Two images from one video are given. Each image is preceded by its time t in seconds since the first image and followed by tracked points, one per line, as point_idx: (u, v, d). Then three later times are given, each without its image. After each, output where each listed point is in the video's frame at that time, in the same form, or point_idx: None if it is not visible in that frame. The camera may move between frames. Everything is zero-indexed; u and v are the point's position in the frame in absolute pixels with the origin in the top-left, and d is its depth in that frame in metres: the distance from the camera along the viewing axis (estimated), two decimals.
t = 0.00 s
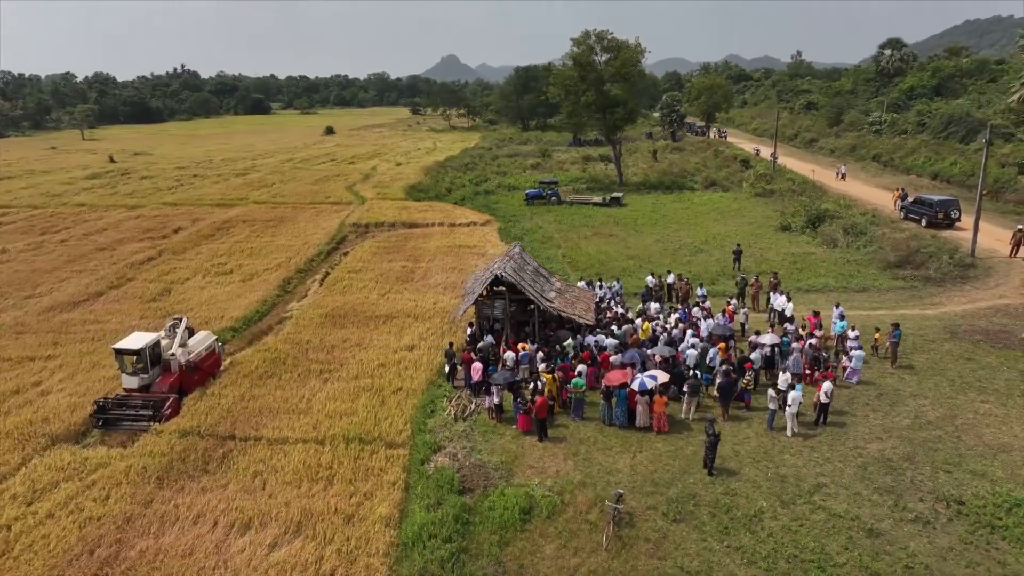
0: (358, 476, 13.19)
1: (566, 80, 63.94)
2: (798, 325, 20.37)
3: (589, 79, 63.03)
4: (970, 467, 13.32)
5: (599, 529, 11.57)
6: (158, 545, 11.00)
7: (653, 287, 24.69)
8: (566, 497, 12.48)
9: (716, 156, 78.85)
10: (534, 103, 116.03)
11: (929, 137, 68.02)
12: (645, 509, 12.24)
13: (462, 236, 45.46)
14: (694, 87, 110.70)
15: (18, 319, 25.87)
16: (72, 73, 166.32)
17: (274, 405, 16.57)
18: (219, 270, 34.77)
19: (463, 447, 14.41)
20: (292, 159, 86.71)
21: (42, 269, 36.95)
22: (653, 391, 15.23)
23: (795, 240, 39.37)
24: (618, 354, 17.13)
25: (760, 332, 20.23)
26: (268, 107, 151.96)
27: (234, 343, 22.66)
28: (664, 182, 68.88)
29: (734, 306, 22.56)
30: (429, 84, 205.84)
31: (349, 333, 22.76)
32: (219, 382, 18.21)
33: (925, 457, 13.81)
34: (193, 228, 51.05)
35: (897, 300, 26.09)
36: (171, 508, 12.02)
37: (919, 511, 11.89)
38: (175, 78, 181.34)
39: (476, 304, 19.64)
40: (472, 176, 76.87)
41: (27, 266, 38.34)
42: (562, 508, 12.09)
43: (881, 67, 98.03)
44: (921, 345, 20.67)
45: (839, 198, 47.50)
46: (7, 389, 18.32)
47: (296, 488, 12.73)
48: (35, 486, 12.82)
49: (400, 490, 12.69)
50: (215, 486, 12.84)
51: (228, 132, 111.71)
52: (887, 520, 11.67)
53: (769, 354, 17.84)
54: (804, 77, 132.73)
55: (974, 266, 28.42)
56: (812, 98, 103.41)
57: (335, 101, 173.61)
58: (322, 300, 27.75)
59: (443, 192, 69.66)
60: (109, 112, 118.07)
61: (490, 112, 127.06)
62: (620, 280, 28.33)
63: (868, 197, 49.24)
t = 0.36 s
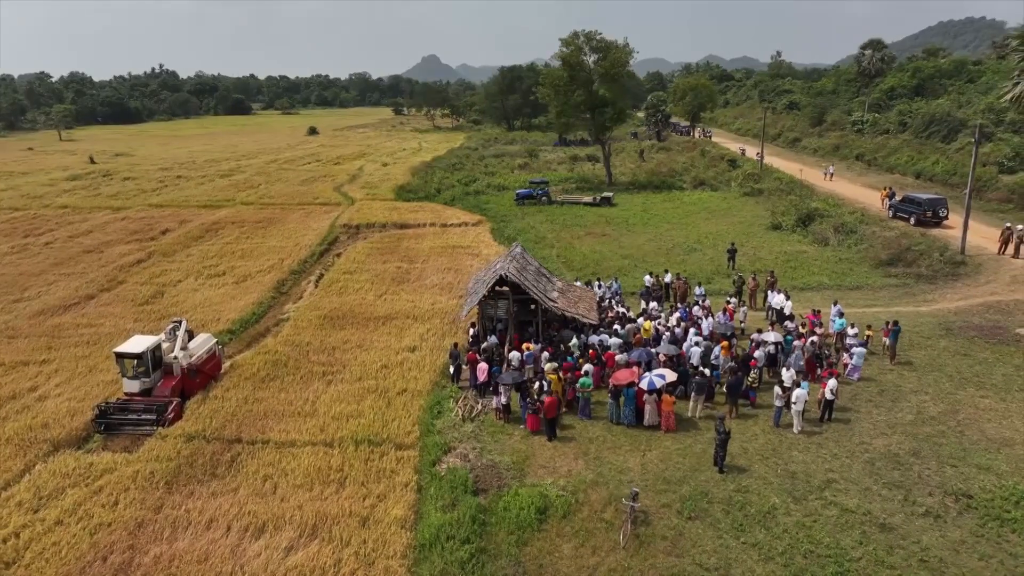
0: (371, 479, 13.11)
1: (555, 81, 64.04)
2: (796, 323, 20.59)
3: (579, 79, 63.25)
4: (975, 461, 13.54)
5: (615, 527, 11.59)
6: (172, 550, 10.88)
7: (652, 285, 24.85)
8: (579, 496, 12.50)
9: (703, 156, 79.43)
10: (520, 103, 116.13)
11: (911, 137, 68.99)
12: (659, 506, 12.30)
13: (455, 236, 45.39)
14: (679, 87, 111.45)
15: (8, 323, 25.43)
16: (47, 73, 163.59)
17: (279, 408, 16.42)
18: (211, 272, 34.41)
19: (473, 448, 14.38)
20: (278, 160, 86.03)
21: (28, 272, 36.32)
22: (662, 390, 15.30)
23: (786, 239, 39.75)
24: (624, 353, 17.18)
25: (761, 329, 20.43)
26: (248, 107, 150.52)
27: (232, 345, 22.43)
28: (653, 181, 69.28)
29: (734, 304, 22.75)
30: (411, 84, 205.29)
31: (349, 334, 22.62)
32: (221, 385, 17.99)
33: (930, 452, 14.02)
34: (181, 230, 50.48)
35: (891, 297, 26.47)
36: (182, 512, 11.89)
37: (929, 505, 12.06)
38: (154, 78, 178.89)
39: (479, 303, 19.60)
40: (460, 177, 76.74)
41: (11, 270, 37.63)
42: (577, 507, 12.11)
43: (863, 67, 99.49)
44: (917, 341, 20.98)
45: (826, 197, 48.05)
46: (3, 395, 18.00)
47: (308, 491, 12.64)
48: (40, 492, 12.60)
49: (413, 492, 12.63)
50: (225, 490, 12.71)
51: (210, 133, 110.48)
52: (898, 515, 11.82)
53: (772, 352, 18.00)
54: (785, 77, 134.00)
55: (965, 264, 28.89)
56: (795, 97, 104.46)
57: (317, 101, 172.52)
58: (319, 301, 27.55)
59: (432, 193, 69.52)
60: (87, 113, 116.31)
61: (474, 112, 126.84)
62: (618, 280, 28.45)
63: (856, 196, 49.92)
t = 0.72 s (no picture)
0: (383, 480, 13.05)
1: (544, 81, 64.08)
2: (796, 321, 20.79)
3: (568, 80, 63.38)
4: (980, 455, 13.77)
5: (632, 526, 11.64)
6: (188, 555, 10.76)
7: (650, 284, 24.99)
8: (594, 495, 12.53)
9: (689, 155, 79.98)
10: (505, 103, 116.05)
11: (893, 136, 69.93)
12: (674, 504, 12.36)
13: (448, 236, 45.33)
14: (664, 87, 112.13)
15: None
16: (20, 72, 160.57)
17: (285, 411, 16.28)
18: (202, 273, 34.02)
19: (484, 449, 14.36)
20: (263, 161, 85.30)
21: (13, 275, 35.68)
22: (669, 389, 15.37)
23: (777, 238, 40.15)
24: (629, 352, 17.24)
25: (761, 327, 20.58)
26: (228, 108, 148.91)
27: (231, 348, 22.20)
28: (642, 181, 69.63)
29: (733, 303, 22.91)
30: (393, 85, 204.76)
31: (349, 336, 22.47)
32: (224, 388, 17.79)
33: (935, 446, 14.22)
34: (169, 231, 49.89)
35: (885, 294, 26.88)
36: (195, 517, 11.75)
37: (939, 499, 12.24)
38: (131, 78, 176.39)
39: (482, 304, 19.55)
40: (449, 177, 76.56)
41: None
42: (593, 506, 12.14)
43: (845, 68, 100.83)
44: (914, 337, 21.31)
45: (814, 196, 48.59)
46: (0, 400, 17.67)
47: (321, 494, 12.55)
48: (47, 499, 12.39)
49: (426, 493, 12.58)
50: (237, 494, 12.58)
51: (191, 133, 109.16)
52: (910, 509, 11.97)
53: (775, 349, 18.16)
54: (766, 77, 135.27)
55: (955, 261, 29.39)
56: (777, 97, 105.50)
57: (297, 101, 171.25)
58: (316, 302, 27.33)
59: (422, 193, 69.35)
60: (64, 113, 114.39)
61: (459, 112, 126.56)
62: (616, 279, 28.59)
63: (843, 195, 50.58)
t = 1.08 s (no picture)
0: (397, 482, 13.00)
1: (535, 81, 64.12)
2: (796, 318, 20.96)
3: (558, 80, 63.48)
4: (985, 449, 13.97)
5: (648, 523, 11.71)
6: (205, 559, 10.66)
7: (651, 283, 25.12)
8: (608, 493, 12.59)
9: (678, 155, 80.48)
10: (491, 103, 116.01)
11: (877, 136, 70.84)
12: (688, 502, 12.44)
13: (442, 236, 45.29)
14: (650, 87, 112.64)
15: None
16: None
17: (292, 413, 16.16)
18: (194, 275, 33.67)
19: (496, 448, 14.35)
20: (248, 161, 84.62)
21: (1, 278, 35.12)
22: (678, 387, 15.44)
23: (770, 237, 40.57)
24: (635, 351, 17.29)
25: (763, 325, 20.73)
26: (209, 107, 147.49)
27: (232, 349, 22.01)
28: (632, 180, 69.96)
29: (734, 301, 23.07)
30: (376, 85, 203.97)
31: (351, 337, 22.34)
32: (227, 391, 17.61)
33: (941, 441, 14.42)
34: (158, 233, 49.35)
35: (880, 292, 27.27)
36: (209, 520, 11.64)
37: (948, 493, 12.40)
38: (110, 78, 174.10)
39: (487, 304, 19.51)
40: (438, 177, 76.42)
41: None
42: (608, 505, 12.19)
43: (829, 68, 101.95)
44: (912, 334, 21.62)
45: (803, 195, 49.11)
46: None
47: (335, 496, 12.48)
48: (56, 504, 12.21)
49: (441, 494, 12.55)
50: (250, 497, 12.47)
51: (174, 133, 107.95)
52: (920, 503, 12.13)
53: (779, 347, 18.30)
54: (749, 77, 136.39)
55: (947, 258, 29.83)
56: (761, 97, 106.46)
57: (279, 101, 170.00)
58: (314, 304, 27.14)
59: (412, 193, 69.21)
60: (41, 113, 112.58)
61: (444, 112, 126.38)
62: (616, 278, 28.74)
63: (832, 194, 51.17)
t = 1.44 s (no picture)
0: (414, 483, 12.97)
1: (525, 81, 64.16)
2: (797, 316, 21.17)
3: (548, 80, 63.56)
4: (992, 443, 14.23)
5: (669, 520, 11.79)
6: (228, 564, 10.58)
7: (651, 282, 25.33)
8: (627, 491, 12.66)
9: (666, 154, 80.97)
10: (476, 103, 115.89)
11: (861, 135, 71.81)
12: (706, 499, 12.54)
13: (436, 237, 45.24)
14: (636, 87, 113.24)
15: None
16: None
17: (301, 415, 16.05)
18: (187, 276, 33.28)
19: (511, 448, 14.38)
20: (233, 162, 83.79)
21: None
22: (689, 385, 15.57)
23: (763, 235, 41.04)
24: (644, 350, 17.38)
25: (767, 322, 20.94)
26: (189, 108, 145.78)
27: (234, 352, 21.82)
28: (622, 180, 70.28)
29: (736, 300, 23.29)
30: (357, 85, 202.95)
31: (355, 338, 22.22)
32: (235, 393, 17.46)
33: (949, 436, 14.64)
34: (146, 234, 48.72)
35: (876, 290, 27.71)
36: (228, 524, 11.55)
37: (961, 486, 12.60)
38: (86, 78, 171.37)
39: (493, 304, 19.55)
40: (428, 177, 76.22)
41: None
42: (627, 502, 12.26)
43: (812, 69, 103.18)
44: (911, 330, 21.97)
45: (792, 194, 49.65)
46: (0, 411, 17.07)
47: (353, 498, 12.43)
48: (70, 510, 12.04)
49: (459, 494, 12.54)
50: (267, 500, 12.37)
51: (155, 134, 106.57)
52: (935, 496, 12.30)
53: (784, 344, 18.49)
54: (730, 77, 137.54)
55: (940, 256, 30.34)
56: (745, 97, 107.50)
57: (260, 101, 168.48)
58: (314, 305, 26.97)
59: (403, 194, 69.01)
60: (16, 113, 110.44)
61: (429, 112, 126.03)
62: (617, 277, 28.92)
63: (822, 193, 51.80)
